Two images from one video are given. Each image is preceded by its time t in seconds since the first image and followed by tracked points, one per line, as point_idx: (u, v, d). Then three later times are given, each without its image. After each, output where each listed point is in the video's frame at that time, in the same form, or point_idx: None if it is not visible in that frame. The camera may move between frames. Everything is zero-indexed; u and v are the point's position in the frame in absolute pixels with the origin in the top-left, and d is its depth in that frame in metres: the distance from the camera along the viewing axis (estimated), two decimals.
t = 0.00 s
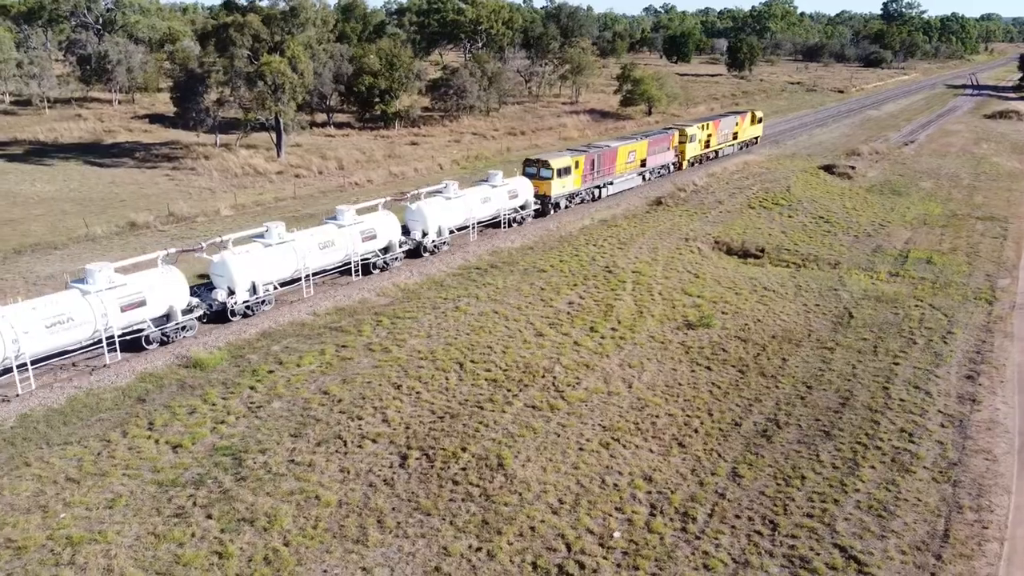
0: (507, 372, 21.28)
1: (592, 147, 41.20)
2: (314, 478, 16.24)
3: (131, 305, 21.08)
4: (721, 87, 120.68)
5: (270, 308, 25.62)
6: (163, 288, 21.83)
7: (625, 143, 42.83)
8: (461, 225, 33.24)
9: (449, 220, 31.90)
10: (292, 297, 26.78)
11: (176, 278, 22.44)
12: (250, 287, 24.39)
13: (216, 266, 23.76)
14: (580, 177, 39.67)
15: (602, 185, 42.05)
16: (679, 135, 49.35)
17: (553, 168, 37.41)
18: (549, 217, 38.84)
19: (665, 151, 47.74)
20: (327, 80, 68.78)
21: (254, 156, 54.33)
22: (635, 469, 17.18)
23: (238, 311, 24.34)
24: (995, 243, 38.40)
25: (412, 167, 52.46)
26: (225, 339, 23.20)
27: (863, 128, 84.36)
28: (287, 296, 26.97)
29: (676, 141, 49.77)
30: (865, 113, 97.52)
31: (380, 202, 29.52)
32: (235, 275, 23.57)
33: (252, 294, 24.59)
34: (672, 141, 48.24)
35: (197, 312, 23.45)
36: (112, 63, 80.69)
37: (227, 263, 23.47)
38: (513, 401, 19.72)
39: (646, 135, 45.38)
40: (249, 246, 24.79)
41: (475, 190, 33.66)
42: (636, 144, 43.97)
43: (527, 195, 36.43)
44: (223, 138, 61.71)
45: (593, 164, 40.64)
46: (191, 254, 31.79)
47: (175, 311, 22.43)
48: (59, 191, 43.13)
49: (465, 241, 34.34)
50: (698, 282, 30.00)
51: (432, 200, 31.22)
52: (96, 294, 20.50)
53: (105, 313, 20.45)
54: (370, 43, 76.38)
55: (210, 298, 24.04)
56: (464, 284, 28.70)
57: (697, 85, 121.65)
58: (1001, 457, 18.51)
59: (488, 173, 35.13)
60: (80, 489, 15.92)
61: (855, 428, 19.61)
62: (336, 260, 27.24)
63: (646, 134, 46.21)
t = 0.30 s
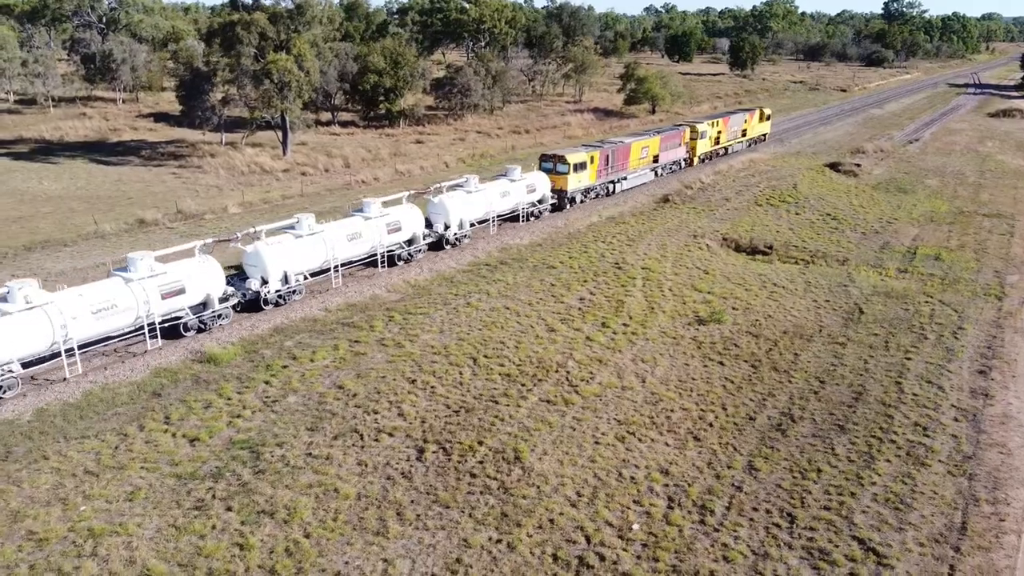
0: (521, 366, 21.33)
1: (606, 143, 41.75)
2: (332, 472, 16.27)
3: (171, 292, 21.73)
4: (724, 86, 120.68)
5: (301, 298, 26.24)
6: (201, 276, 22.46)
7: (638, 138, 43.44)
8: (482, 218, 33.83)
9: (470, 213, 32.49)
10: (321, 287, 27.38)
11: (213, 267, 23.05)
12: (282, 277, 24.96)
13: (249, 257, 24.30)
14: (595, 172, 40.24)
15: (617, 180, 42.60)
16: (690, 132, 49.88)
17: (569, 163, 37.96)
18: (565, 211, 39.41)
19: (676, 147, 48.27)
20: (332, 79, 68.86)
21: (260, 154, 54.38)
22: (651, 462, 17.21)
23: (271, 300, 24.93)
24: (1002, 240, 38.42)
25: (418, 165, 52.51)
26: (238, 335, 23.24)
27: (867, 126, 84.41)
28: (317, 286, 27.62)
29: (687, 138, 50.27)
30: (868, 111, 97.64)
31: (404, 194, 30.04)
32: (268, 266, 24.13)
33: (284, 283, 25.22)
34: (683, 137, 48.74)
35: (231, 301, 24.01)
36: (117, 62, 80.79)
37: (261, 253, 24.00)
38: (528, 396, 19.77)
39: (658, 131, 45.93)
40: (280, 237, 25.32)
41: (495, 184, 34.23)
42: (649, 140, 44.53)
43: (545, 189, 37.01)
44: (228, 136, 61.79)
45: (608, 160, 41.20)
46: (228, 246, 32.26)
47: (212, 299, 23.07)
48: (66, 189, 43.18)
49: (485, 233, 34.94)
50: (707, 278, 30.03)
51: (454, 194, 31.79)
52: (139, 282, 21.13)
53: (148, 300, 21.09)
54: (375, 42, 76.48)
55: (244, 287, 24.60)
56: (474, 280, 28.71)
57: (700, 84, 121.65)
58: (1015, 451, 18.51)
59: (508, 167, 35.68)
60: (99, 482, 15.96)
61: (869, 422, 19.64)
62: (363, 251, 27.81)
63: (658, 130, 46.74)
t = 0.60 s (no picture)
0: (534, 361, 21.37)
1: (619, 138, 42.38)
2: (349, 465, 16.30)
3: (208, 281, 22.37)
4: (727, 85, 120.63)
5: (330, 287, 27.00)
6: (236, 265, 23.12)
7: (650, 134, 44.06)
8: (501, 212, 34.58)
9: (490, 206, 33.24)
10: (348, 278, 28.06)
11: (247, 256, 23.68)
12: (312, 267, 25.65)
13: (281, 248, 24.96)
14: (609, 167, 40.90)
15: (630, 175, 43.24)
16: (701, 128, 50.44)
17: (585, 158, 38.59)
18: (581, 205, 40.08)
19: (687, 143, 48.89)
20: (337, 77, 68.92)
21: (266, 153, 54.44)
22: (667, 455, 17.23)
23: (302, 290, 25.62)
24: (1010, 237, 38.42)
25: (424, 163, 52.53)
26: (251, 330, 23.27)
27: (870, 124, 84.41)
28: (345, 276, 28.34)
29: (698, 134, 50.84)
30: (871, 110, 97.60)
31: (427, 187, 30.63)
32: (299, 256, 24.83)
33: (314, 273, 25.88)
34: (693, 134, 49.34)
35: (265, 290, 24.66)
36: (121, 61, 80.82)
37: (292, 244, 24.70)
38: (541, 390, 19.80)
39: (670, 128, 46.55)
40: (309, 228, 25.97)
41: (514, 178, 35.04)
42: (661, 136, 45.13)
43: (561, 183, 37.77)
44: (234, 135, 61.86)
45: (621, 155, 41.84)
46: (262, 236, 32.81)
47: (246, 288, 23.71)
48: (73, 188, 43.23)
49: (505, 227, 35.64)
50: (716, 274, 30.05)
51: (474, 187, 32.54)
52: (177, 271, 21.81)
53: (186, 288, 21.74)
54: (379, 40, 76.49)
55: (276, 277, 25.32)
56: (484, 276, 28.73)
57: (702, 83, 121.55)
58: None
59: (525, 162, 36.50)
60: (117, 475, 15.99)
61: (882, 416, 19.65)
62: (389, 242, 28.54)
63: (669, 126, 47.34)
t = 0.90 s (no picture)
0: (546, 356, 21.39)
1: (632, 134, 42.93)
2: (365, 458, 16.32)
3: (243, 269, 23.03)
4: (730, 84, 120.57)
5: (356, 278, 27.70)
6: (269, 255, 23.77)
7: (662, 131, 44.57)
8: (519, 205, 35.23)
9: (509, 200, 33.91)
10: (373, 268, 28.78)
11: (279, 247, 24.35)
12: (340, 258, 26.30)
13: (310, 238, 25.60)
14: (623, 162, 41.47)
15: (642, 170, 43.78)
16: (711, 125, 50.93)
17: (599, 153, 39.12)
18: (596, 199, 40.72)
19: (698, 140, 49.41)
20: (342, 76, 68.97)
21: (272, 151, 54.51)
22: (682, 449, 17.24)
23: (329, 280, 26.29)
24: (1017, 234, 38.40)
25: (430, 161, 52.56)
26: (263, 326, 23.30)
27: (874, 123, 84.44)
28: (371, 267, 29.09)
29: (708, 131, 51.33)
30: (875, 109, 97.64)
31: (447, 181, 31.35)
32: (328, 247, 25.47)
33: (342, 263, 26.57)
34: (704, 130, 49.84)
35: (296, 279, 25.32)
36: (125, 60, 80.87)
37: (321, 235, 25.35)
38: (554, 384, 19.83)
39: (681, 124, 47.06)
40: (336, 219, 26.65)
41: (531, 173, 35.74)
42: (672, 132, 45.63)
43: (576, 178, 38.45)
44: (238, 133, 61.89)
45: (634, 151, 42.35)
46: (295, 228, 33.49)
47: (278, 277, 24.40)
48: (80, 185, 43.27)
49: (522, 220, 36.35)
50: (725, 271, 30.05)
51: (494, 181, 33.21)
52: (213, 259, 22.39)
53: (222, 277, 22.38)
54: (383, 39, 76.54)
55: (305, 266, 26.03)
56: (494, 273, 28.73)
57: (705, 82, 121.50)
58: None
59: (541, 157, 37.21)
60: (133, 468, 16.01)
61: (896, 410, 19.65)
62: (412, 234, 29.20)
63: (680, 123, 47.90)
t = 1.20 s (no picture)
0: (558, 351, 21.41)
1: (645, 130, 43.45)
2: (380, 452, 16.34)
3: (275, 259, 23.65)
4: (732, 83, 120.42)
5: (382, 269, 28.26)
6: (300, 245, 24.40)
7: (674, 127, 45.03)
8: (536, 199, 35.80)
9: (527, 194, 34.49)
10: (398, 260, 29.42)
11: (309, 237, 24.94)
12: (365, 249, 26.91)
13: (337, 230, 26.19)
14: (636, 158, 42.03)
15: (654, 166, 44.29)
16: (721, 122, 51.34)
17: (613, 149, 39.68)
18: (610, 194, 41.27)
19: (708, 136, 49.90)
20: (346, 74, 68.97)
21: (277, 149, 54.54)
22: (696, 443, 17.25)
23: (356, 270, 26.94)
24: None
25: (435, 159, 52.58)
26: (273, 321, 23.31)
27: (877, 121, 84.49)
28: (396, 259, 29.66)
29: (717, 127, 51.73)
30: (877, 107, 97.63)
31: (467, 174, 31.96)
32: (354, 238, 26.06)
33: (368, 255, 27.21)
34: (714, 127, 50.29)
35: (324, 270, 25.92)
36: (128, 58, 80.80)
37: (348, 226, 25.93)
38: (567, 379, 19.85)
39: (692, 121, 47.53)
40: (362, 212, 27.25)
41: (548, 167, 36.33)
42: (684, 129, 46.09)
43: (591, 173, 39.03)
44: (243, 132, 61.92)
45: (647, 147, 42.87)
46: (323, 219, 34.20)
47: (308, 267, 25.03)
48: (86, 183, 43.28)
49: (539, 214, 36.96)
50: (734, 267, 30.07)
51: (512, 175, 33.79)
52: (247, 249, 23.01)
53: (256, 266, 23.01)
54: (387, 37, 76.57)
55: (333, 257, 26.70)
56: (503, 269, 28.73)
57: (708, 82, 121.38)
58: None
59: (557, 152, 37.77)
60: (149, 462, 16.02)
61: (908, 405, 19.66)
62: (435, 227, 29.78)
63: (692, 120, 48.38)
